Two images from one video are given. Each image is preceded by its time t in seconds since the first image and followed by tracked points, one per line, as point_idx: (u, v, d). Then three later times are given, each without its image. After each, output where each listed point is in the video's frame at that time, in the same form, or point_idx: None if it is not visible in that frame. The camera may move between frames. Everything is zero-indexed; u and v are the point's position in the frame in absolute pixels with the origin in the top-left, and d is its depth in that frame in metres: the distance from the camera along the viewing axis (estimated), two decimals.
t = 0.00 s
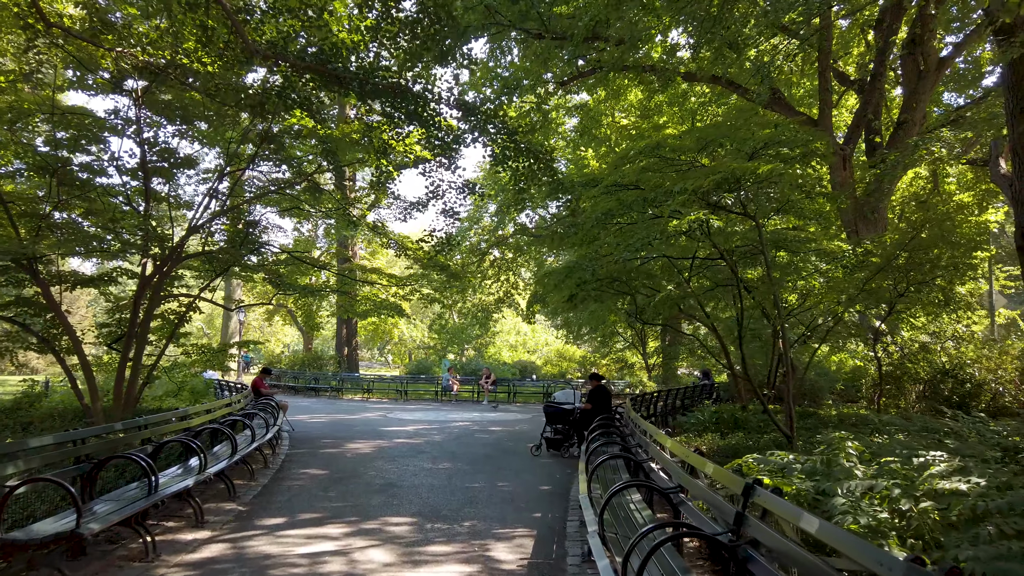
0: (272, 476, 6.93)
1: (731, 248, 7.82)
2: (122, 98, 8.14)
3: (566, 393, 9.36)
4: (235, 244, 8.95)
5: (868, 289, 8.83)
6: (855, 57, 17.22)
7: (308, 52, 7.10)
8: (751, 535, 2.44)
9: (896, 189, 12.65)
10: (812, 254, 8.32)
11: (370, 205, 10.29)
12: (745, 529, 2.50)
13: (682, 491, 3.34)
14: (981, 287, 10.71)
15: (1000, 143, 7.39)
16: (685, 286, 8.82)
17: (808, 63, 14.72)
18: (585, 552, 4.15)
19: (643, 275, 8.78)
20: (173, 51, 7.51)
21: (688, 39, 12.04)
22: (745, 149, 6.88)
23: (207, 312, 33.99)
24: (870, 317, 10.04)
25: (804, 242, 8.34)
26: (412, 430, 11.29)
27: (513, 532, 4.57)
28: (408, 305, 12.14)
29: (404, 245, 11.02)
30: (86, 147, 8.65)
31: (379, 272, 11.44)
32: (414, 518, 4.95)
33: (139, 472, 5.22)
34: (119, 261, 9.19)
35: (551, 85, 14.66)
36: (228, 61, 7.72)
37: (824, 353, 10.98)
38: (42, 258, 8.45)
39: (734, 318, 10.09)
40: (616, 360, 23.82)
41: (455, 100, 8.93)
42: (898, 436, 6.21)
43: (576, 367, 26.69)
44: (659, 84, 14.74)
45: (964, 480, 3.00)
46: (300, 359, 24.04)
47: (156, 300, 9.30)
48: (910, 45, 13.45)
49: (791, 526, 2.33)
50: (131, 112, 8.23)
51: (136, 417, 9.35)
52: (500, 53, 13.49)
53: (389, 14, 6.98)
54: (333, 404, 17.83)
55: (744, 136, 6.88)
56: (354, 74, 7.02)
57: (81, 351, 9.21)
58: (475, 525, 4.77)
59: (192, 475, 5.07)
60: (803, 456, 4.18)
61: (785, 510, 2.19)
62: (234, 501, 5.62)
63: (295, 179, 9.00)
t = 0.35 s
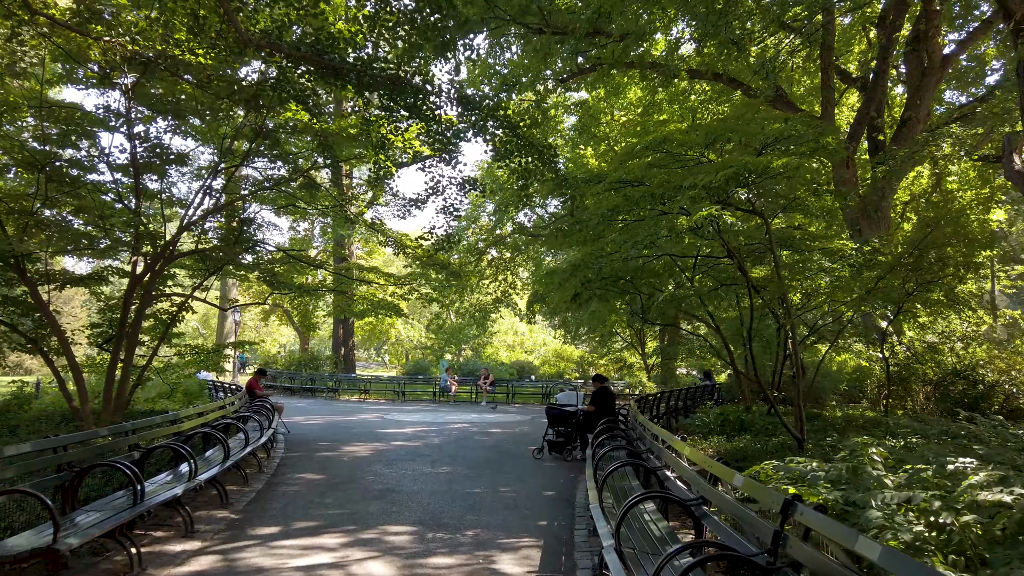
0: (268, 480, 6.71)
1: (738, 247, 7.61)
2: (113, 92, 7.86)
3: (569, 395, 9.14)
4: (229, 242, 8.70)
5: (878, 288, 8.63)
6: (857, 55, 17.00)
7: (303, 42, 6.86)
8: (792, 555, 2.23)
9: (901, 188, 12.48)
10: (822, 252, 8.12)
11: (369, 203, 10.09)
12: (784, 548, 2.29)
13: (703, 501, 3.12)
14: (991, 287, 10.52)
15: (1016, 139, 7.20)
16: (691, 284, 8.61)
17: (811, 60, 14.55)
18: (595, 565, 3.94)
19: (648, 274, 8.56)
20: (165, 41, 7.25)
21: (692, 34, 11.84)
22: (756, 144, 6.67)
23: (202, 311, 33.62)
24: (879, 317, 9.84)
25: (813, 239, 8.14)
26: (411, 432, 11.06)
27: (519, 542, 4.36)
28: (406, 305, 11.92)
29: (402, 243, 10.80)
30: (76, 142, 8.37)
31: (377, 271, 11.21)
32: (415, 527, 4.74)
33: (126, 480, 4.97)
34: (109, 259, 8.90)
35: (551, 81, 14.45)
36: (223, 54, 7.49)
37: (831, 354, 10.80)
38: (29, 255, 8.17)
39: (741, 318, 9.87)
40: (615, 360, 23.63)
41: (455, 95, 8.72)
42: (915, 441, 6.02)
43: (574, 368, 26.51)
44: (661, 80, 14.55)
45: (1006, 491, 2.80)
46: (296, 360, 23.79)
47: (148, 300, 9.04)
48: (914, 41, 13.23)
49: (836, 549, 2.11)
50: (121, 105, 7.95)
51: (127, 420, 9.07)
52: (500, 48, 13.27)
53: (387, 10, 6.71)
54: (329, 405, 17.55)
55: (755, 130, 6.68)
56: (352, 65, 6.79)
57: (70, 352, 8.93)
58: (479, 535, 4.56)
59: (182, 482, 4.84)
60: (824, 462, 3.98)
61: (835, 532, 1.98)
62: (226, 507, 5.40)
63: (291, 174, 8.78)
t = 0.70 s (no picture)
0: (263, 483, 6.45)
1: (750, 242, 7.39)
2: (104, 82, 7.61)
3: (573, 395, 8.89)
4: (223, 237, 8.43)
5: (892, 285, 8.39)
6: (859, 52, 16.63)
7: (298, 27, 6.58)
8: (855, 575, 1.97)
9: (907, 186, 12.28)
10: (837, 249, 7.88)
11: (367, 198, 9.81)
12: (845, 567, 2.04)
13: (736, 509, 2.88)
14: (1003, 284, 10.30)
15: None
16: (699, 281, 8.38)
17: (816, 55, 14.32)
18: None
19: (655, 271, 8.32)
20: (156, 27, 6.99)
21: (696, 27, 11.59)
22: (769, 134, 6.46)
23: (196, 311, 33.22)
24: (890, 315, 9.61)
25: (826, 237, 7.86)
26: (410, 433, 10.79)
27: (529, 551, 4.11)
28: (405, 303, 11.65)
29: (400, 240, 10.52)
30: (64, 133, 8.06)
31: (375, 268, 10.92)
32: (417, 535, 4.49)
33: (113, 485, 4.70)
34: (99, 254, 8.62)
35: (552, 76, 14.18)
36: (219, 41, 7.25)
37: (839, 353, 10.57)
38: (15, 250, 7.88)
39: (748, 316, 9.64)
40: (614, 360, 23.41)
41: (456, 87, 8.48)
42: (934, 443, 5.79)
43: (572, 368, 26.23)
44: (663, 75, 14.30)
45: None
46: (292, 360, 23.46)
47: (139, 297, 8.73)
48: (919, 37, 12.89)
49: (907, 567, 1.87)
50: (113, 96, 7.69)
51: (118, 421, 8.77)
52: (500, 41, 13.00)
53: None
54: (326, 406, 17.25)
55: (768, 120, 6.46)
56: (349, 51, 6.55)
57: (58, 351, 8.64)
58: (486, 543, 4.31)
59: (171, 488, 4.57)
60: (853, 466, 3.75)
61: (911, 552, 1.72)
62: (218, 513, 5.14)
63: (286, 167, 8.50)
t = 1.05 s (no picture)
0: (257, 490, 6.23)
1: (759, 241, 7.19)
2: (94, 76, 7.36)
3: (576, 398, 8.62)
4: (216, 236, 8.18)
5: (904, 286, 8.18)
6: (861, 50, 16.43)
7: (294, 19, 6.36)
8: None
9: (912, 186, 12.10)
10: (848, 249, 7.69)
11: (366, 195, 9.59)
12: None
13: (767, 528, 2.68)
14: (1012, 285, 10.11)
15: None
16: (705, 281, 8.18)
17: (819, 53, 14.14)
18: None
19: (661, 270, 8.13)
20: (146, 18, 6.73)
21: (699, 23, 11.37)
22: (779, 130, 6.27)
23: (190, 311, 32.83)
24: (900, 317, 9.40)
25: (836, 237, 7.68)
26: (408, 436, 10.57)
27: (537, 567, 3.90)
28: (403, 303, 11.41)
29: (399, 238, 10.30)
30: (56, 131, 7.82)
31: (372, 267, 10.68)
32: (418, 547, 4.28)
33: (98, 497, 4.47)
34: (89, 253, 8.39)
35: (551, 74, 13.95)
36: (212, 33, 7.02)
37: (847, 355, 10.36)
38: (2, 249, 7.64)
39: (755, 318, 9.42)
40: (613, 361, 23.21)
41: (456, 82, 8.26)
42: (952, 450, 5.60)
43: (570, 368, 26.03)
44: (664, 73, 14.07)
45: None
46: (288, 361, 23.20)
47: (131, 298, 8.48)
48: (923, 35, 12.70)
49: None
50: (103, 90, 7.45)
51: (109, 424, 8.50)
52: (499, 37, 12.78)
53: None
54: (322, 407, 17.01)
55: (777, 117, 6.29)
56: (347, 42, 6.35)
57: (47, 353, 8.39)
58: (491, 557, 4.09)
59: (159, 500, 4.34)
60: (880, 477, 3.55)
61: None
62: (210, 524, 4.92)
63: (282, 164, 8.29)
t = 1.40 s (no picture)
0: (248, 495, 5.98)
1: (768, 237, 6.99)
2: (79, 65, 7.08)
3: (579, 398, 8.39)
4: (207, 231, 7.91)
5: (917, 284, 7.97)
6: (862, 47, 16.26)
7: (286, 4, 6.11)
8: None
9: (918, 183, 11.89)
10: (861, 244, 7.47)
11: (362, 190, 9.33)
12: None
13: (800, 539, 2.47)
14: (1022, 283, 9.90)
15: None
16: (711, 278, 7.98)
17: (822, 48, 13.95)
18: None
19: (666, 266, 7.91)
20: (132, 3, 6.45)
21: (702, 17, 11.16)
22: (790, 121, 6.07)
23: (183, 311, 32.44)
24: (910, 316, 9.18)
25: (850, 232, 7.45)
26: (406, 438, 10.30)
27: None
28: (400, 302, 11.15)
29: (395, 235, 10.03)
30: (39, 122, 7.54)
31: (368, 265, 10.42)
32: (415, 557, 4.04)
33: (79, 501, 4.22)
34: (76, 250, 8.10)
35: (551, 69, 13.70)
36: (202, 21, 6.78)
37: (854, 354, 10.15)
38: None
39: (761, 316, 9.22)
40: (612, 361, 22.97)
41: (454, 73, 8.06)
42: (970, 451, 5.40)
43: (568, 369, 25.79)
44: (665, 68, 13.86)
45: None
46: (284, 362, 22.90)
47: (119, 295, 8.19)
48: (928, 30, 12.51)
49: None
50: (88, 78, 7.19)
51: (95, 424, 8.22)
52: (498, 31, 12.53)
53: None
54: (317, 409, 16.72)
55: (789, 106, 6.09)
56: (342, 28, 6.10)
57: (31, 352, 8.10)
58: (493, 567, 3.85)
59: (144, 506, 4.11)
60: (909, 480, 3.35)
61: None
62: (196, 531, 4.67)
63: (276, 158, 8.03)
